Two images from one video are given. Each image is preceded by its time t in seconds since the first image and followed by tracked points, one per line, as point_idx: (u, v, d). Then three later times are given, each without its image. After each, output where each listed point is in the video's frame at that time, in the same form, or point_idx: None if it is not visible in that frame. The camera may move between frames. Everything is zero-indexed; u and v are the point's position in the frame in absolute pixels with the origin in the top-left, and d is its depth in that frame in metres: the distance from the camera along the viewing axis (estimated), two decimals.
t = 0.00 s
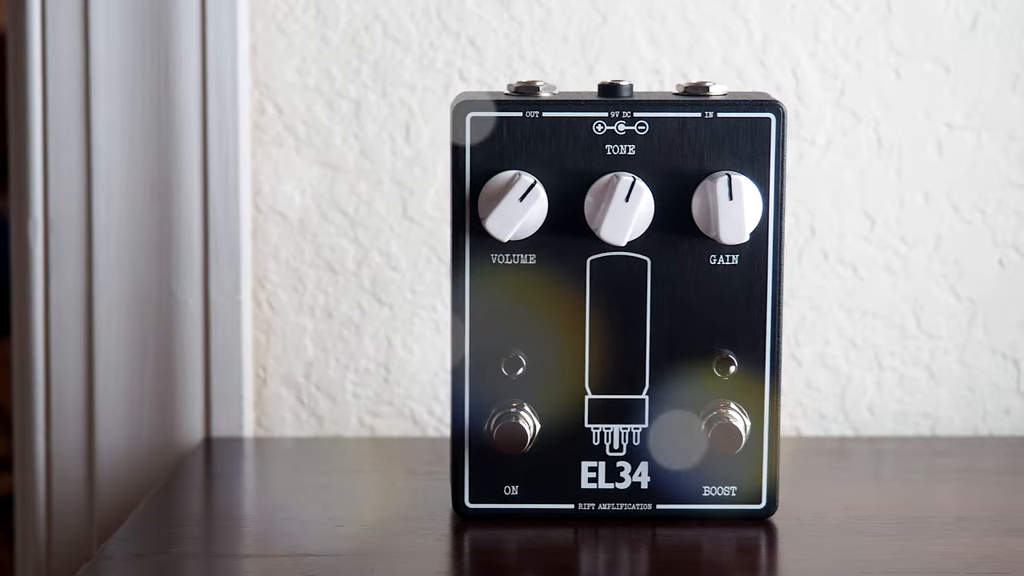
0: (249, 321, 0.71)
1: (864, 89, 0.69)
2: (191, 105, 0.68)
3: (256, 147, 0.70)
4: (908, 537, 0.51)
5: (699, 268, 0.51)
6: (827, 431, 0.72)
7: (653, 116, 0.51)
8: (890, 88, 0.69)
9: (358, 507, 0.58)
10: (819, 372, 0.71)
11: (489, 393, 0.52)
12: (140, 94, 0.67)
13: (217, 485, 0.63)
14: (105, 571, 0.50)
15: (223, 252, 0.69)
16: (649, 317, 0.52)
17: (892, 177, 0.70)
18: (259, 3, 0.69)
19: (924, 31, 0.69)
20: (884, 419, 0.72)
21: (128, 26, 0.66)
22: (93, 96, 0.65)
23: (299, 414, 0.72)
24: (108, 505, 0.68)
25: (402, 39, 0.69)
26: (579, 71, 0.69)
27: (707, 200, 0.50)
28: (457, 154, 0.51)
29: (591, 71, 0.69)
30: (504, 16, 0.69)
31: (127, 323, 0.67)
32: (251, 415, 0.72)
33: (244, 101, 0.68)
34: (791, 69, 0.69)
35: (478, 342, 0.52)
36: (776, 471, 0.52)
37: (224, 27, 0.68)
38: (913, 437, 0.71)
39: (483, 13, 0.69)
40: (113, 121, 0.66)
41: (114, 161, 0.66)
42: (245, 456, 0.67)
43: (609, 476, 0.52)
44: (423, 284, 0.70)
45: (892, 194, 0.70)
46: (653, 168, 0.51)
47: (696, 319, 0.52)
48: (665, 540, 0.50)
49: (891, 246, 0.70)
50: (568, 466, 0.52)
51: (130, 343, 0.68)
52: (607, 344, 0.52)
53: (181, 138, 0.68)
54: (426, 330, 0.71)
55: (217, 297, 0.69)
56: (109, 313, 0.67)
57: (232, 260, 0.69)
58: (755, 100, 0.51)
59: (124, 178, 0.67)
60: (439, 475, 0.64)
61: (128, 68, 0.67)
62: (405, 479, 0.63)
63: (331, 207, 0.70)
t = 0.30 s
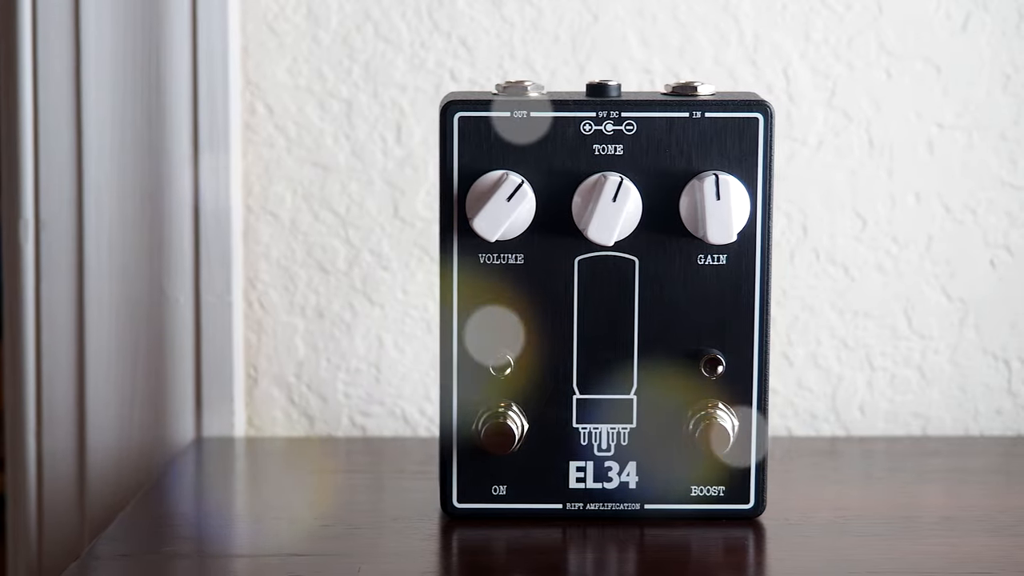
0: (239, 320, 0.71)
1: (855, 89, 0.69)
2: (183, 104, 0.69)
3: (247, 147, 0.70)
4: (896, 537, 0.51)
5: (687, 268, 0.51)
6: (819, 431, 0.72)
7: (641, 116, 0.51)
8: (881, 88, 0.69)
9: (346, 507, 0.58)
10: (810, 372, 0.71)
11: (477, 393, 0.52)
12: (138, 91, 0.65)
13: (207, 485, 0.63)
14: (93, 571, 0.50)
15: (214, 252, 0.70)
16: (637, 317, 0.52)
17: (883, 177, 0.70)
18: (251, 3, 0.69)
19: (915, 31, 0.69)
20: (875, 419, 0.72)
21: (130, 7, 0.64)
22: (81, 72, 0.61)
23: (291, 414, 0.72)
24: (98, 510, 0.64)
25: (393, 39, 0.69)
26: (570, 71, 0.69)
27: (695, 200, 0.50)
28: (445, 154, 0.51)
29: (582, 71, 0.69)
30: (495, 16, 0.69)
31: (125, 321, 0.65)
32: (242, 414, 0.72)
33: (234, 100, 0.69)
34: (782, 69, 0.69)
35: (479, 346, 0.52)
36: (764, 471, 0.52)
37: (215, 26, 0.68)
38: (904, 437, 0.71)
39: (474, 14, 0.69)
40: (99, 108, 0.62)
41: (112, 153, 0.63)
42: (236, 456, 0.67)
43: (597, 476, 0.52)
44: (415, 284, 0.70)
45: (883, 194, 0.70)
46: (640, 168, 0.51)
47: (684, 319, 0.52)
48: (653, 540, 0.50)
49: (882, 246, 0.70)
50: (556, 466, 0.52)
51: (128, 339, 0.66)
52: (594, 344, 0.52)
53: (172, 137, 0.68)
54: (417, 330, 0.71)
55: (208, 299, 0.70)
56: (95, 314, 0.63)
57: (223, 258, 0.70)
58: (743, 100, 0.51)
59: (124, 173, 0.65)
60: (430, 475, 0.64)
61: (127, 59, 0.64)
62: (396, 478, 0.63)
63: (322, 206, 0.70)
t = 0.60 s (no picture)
0: (229, 319, 0.71)
1: (845, 89, 0.69)
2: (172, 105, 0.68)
3: (237, 147, 0.70)
4: (882, 537, 0.51)
5: (674, 268, 0.51)
6: (809, 431, 0.72)
7: (628, 116, 0.51)
8: (872, 88, 0.69)
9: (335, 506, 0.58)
10: (801, 371, 0.71)
11: (463, 393, 0.52)
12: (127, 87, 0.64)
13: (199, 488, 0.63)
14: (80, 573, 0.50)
15: (204, 252, 0.70)
16: (623, 318, 0.52)
17: (874, 176, 0.70)
18: (242, 4, 0.69)
19: (906, 31, 0.69)
20: (866, 419, 0.72)
21: None
22: (71, 67, 0.58)
23: (282, 414, 0.72)
24: (92, 515, 0.61)
25: (384, 38, 0.69)
26: (560, 70, 0.69)
27: (681, 200, 0.50)
28: (432, 154, 0.51)
29: (572, 71, 0.69)
30: (486, 16, 0.69)
31: (116, 320, 0.63)
32: (232, 414, 0.72)
33: (224, 104, 0.69)
34: (772, 69, 0.69)
35: (513, 329, 0.52)
36: (751, 471, 0.52)
37: (204, 29, 0.68)
38: (894, 437, 0.71)
39: (464, 13, 0.69)
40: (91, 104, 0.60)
41: (103, 149, 0.61)
42: (227, 456, 0.67)
43: (584, 476, 0.52)
44: (405, 283, 0.70)
45: (874, 193, 0.70)
46: (628, 168, 0.51)
47: (671, 319, 0.52)
48: (640, 540, 0.51)
49: (873, 246, 0.70)
50: (542, 466, 0.52)
51: (119, 340, 0.64)
52: (581, 343, 0.52)
53: (162, 136, 0.67)
54: (408, 329, 0.71)
55: (197, 298, 0.70)
56: (87, 314, 0.60)
57: (213, 258, 0.70)
58: (729, 100, 0.51)
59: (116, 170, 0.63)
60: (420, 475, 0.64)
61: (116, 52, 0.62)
62: (386, 478, 0.63)
63: (313, 206, 0.70)
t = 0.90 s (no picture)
0: (219, 319, 0.71)
1: (835, 88, 0.69)
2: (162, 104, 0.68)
3: (227, 147, 0.70)
4: (868, 537, 0.51)
5: (660, 268, 0.51)
6: (799, 431, 0.72)
7: (614, 116, 0.51)
8: (862, 88, 0.69)
9: (323, 506, 0.58)
10: (791, 371, 0.71)
11: (450, 393, 0.52)
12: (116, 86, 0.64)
13: (189, 486, 0.63)
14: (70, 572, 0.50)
15: (194, 250, 0.70)
16: (610, 318, 0.52)
17: (864, 176, 0.70)
18: (231, 3, 0.69)
19: (896, 31, 0.69)
20: (856, 419, 0.72)
21: None
22: (61, 66, 0.58)
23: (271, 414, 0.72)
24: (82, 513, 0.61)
25: (374, 38, 0.69)
26: (550, 70, 0.69)
27: (668, 200, 0.50)
28: (418, 154, 0.51)
29: (562, 71, 0.69)
30: (476, 16, 0.69)
31: (105, 317, 0.63)
32: (222, 414, 0.72)
33: (214, 103, 0.69)
34: (762, 69, 0.69)
35: (535, 318, 0.52)
36: (737, 471, 0.52)
37: (194, 28, 0.68)
38: (884, 437, 0.71)
39: (455, 13, 0.69)
40: (81, 101, 0.60)
41: (93, 147, 0.61)
42: (217, 456, 0.67)
43: (571, 476, 0.52)
44: (395, 283, 0.70)
45: (864, 193, 0.70)
46: (614, 168, 0.51)
47: (657, 319, 0.52)
48: (626, 540, 0.51)
49: (863, 246, 0.70)
50: (529, 467, 0.52)
51: (109, 337, 0.64)
52: (568, 343, 0.52)
53: (151, 134, 0.67)
54: (398, 329, 0.71)
55: (187, 297, 0.70)
56: (77, 310, 0.60)
57: (203, 257, 0.70)
58: (716, 100, 0.51)
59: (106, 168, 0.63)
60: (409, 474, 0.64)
61: (105, 50, 0.62)
62: (375, 478, 0.63)
63: (303, 206, 0.70)
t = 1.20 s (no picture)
0: (208, 319, 0.71)
1: (824, 88, 0.69)
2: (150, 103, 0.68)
3: (216, 147, 0.70)
4: (853, 537, 0.51)
5: (645, 268, 0.51)
6: (788, 431, 0.72)
7: (598, 116, 0.51)
8: (851, 88, 0.69)
9: (310, 506, 0.58)
10: (780, 371, 0.71)
11: (435, 393, 0.52)
12: (104, 85, 0.64)
13: (178, 485, 0.63)
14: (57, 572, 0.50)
15: (183, 255, 0.70)
16: (595, 317, 0.52)
17: (853, 176, 0.70)
18: (220, 3, 0.69)
19: (885, 31, 0.69)
20: (845, 420, 0.72)
21: None
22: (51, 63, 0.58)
23: (261, 414, 0.72)
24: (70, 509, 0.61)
25: (363, 38, 0.69)
26: (539, 70, 0.69)
27: (652, 200, 0.50)
28: (403, 154, 0.51)
29: (551, 71, 0.69)
30: (465, 16, 0.69)
31: (95, 315, 0.63)
32: (211, 414, 0.72)
33: (203, 100, 0.69)
34: (751, 69, 0.69)
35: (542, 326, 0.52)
36: (722, 471, 0.52)
37: (182, 26, 0.68)
38: (874, 436, 0.71)
39: (443, 13, 0.69)
40: (70, 99, 0.60)
41: (82, 144, 0.61)
42: (206, 455, 0.67)
43: (556, 476, 0.52)
44: (384, 284, 0.70)
45: (853, 193, 0.70)
46: (599, 168, 0.51)
47: (642, 319, 0.52)
48: (612, 539, 0.51)
49: (852, 246, 0.70)
50: (514, 466, 0.52)
51: (98, 335, 0.64)
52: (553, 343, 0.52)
53: (139, 134, 0.67)
54: (387, 329, 0.71)
55: (176, 299, 0.70)
56: (66, 307, 0.60)
57: (191, 256, 0.70)
58: (701, 100, 0.51)
59: (95, 166, 0.63)
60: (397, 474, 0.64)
61: (93, 48, 0.62)
62: (363, 479, 0.63)
63: (292, 206, 0.70)
